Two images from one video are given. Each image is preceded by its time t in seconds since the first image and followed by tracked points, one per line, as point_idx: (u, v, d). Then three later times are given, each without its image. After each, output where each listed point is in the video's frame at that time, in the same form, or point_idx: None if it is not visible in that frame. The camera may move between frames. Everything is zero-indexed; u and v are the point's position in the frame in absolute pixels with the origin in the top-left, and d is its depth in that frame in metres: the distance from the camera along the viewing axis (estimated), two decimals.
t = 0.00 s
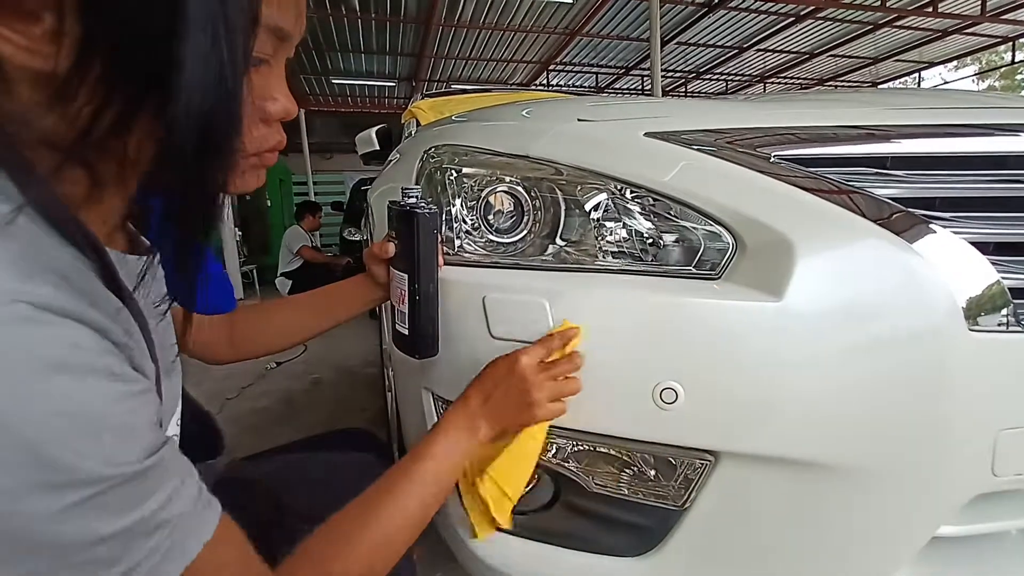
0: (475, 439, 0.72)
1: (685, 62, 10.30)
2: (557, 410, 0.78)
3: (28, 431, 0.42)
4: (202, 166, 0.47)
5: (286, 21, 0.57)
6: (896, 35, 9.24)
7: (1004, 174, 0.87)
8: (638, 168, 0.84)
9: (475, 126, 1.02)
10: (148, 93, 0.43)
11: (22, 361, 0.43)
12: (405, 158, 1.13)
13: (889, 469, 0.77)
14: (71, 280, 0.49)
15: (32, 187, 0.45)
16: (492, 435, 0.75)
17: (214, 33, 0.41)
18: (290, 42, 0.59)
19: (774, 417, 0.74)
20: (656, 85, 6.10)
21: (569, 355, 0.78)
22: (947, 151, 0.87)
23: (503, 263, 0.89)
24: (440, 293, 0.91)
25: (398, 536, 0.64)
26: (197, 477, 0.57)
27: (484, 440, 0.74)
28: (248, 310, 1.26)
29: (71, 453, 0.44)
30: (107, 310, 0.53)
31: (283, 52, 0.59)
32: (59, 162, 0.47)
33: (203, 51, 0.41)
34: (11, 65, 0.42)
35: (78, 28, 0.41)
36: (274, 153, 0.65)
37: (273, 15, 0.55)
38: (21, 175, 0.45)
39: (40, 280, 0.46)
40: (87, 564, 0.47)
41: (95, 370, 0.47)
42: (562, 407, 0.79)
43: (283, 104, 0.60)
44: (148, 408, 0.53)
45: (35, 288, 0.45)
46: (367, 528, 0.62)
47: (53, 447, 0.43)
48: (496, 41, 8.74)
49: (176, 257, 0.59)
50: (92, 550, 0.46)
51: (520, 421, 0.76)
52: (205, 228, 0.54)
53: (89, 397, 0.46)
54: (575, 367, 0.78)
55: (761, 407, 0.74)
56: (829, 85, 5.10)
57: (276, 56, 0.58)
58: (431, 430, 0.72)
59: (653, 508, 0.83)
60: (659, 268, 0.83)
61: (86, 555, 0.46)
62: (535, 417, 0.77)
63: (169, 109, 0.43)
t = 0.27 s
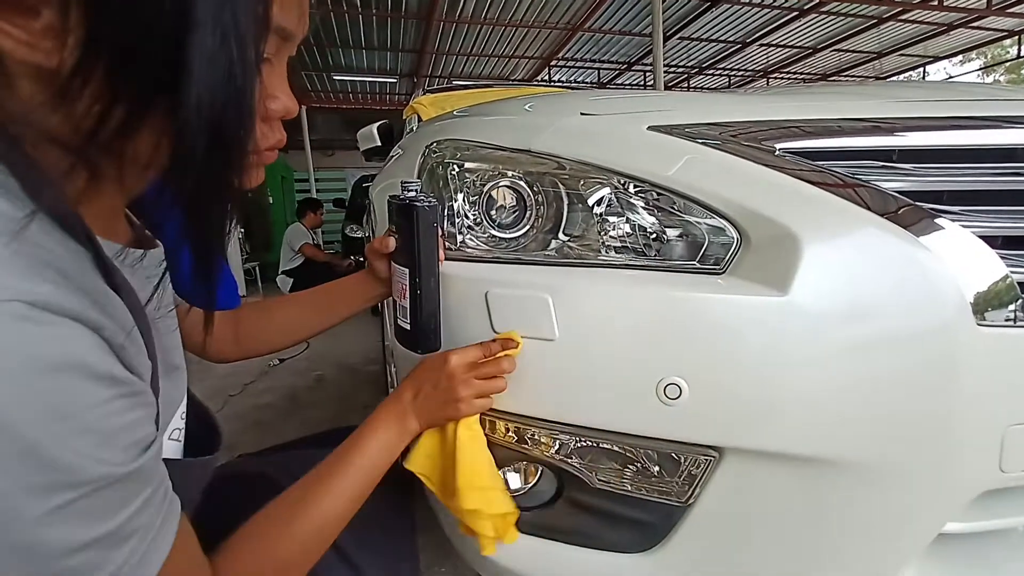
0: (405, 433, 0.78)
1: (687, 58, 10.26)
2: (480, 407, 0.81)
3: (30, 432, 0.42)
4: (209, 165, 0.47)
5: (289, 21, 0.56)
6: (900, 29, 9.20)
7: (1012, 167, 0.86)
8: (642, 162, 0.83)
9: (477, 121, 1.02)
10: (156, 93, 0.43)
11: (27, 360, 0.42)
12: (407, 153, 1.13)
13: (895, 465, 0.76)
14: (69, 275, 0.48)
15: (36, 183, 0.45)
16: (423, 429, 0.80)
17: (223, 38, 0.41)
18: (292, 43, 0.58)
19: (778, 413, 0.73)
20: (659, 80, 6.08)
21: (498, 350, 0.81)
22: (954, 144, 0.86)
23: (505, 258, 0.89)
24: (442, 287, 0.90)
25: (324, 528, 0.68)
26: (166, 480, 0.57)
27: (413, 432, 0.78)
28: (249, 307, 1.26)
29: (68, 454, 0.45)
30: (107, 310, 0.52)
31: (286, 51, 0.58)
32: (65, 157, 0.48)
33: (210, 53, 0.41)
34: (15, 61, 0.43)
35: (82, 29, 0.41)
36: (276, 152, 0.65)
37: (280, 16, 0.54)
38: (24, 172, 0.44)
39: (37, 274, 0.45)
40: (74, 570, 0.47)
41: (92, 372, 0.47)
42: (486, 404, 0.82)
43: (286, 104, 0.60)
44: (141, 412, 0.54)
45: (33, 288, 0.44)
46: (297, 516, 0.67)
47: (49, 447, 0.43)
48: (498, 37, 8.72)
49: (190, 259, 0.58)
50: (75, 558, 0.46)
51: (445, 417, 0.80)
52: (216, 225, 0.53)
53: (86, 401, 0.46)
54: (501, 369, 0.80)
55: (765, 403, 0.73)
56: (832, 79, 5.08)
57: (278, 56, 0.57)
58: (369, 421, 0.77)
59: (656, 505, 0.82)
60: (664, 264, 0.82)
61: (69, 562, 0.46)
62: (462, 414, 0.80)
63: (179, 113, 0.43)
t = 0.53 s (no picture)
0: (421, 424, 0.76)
1: (688, 55, 10.25)
2: (503, 413, 0.80)
3: (30, 419, 0.43)
4: (199, 170, 0.48)
5: (282, 27, 0.56)
6: (901, 27, 9.18)
7: (1014, 165, 0.86)
8: (642, 159, 0.83)
9: (478, 118, 1.01)
10: (144, 104, 0.43)
11: (16, 351, 0.43)
12: (407, 150, 1.13)
13: (895, 463, 0.76)
14: (61, 275, 0.48)
15: (26, 182, 0.46)
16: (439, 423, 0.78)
17: (213, 46, 0.42)
18: (285, 47, 0.58)
19: (779, 411, 0.73)
20: (660, 78, 6.07)
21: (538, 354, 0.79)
22: (956, 141, 0.86)
23: (504, 255, 0.88)
24: (441, 284, 0.90)
25: (343, 504, 0.67)
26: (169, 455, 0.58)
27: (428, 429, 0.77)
28: (248, 306, 1.26)
29: (68, 436, 0.45)
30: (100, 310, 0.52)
31: (279, 54, 0.58)
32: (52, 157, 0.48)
33: (202, 63, 0.42)
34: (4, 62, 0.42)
35: (72, 33, 0.40)
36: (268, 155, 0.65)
37: (273, 23, 0.54)
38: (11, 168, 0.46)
39: (23, 272, 0.45)
40: (85, 548, 0.48)
41: (83, 361, 0.48)
42: (511, 410, 0.81)
43: (277, 106, 0.60)
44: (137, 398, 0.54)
45: (22, 285, 0.45)
46: (329, 484, 0.67)
47: (49, 430, 0.44)
48: (499, 35, 8.71)
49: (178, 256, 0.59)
50: (86, 533, 0.47)
51: (468, 415, 0.79)
52: (206, 225, 0.54)
53: (82, 387, 0.47)
54: (532, 378, 0.79)
55: (766, 400, 0.73)
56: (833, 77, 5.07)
57: (270, 60, 0.57)
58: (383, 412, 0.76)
59: (656, 502, 0.82)
60: (664, 261, 0.82)
61: (79, 538, 0.47)
62: (484, 415, 0.79)
63: (169, 119, 0.43)
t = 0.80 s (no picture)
0: (440, 418, 0.75)
1: (688, 54, 10.24)
2: (523, 410, 0.78)
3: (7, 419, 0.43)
4: (196, 178, 0.48)
5: (278, 38, 0.56)
6: (902, 26, 9.18)
7: (1012, 164, 0.86)
8: (642, 158, 0.83)
9: (477, 117, 1.01)
10: (143, 114, 0.43)
11: None
12: (406, 149, 1.13)
13: (893, 463, 0.76)
14: (49, 277, 0.49)
15: (22, 193, 0.46)
16: (457, 416, 0.77)
17: (211, 55, 0.42)
18: (281, 57, 0.58)
19: (778, 410, 0.73)
20: (660, 77, 6.07)
21: (557, 358, 0.77)
22: (955, 141, 0.86)
23: (503, 254, 0.88)
24: (439, 283, 0.90)
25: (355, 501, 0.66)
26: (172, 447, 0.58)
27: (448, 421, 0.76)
28: (248, 307, 1.26)
29: (48, 433, 0.45)
30: (87, 306, 0.52)
31: (274, 63, 0.58)
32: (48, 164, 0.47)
33: (201, 73, 0.42)
34: None
35: (70, 42, 0.40)
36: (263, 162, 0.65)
37: (270, 32, 0.55)
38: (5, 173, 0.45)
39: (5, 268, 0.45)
40: (76, 540, 0.48)
41: (64, 357, 0.47)
42: (530, 408, 0.79)
43: (271, 113, 0.61)
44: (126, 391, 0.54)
45: None
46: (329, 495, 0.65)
47: (28, 426, 0.44)
48: (499, 33, 8.70)
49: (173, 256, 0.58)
50: (72, 527, 0.47)
51: (485, 410, 0.77)
52: (202, 224, 0.53)
53: (62, 384, 0.47)
54: (553, 374, 0.77)
55: (764, 400, 0.73)
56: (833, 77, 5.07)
57: (266, 68, 0.57)
58: (399, 409, 0.74)
59: (654, 501, 0.82)
60: (663, 260, 0.82)
61: (67, 531, 0.47)
62: (503, 411, 0.77)
63: (168, 127, 0.44)
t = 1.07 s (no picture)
0: (434, 417, 0.74)
1: (687, 57, 10.26)
2: (517, 406, 0.78)
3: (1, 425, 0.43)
4: (201, 189, 0.48)
5: (279, 52, 0.56)
6: (900, 29, 9.20)
7: (1008, 168, 0.86)
8: (640, 162, 0.83)
9: (476, 120, 1.02)
10: (149, 120, 0.43)
11: None
12: (405, 153, 1.13)
13: (891, 465, 0.76)
14: (43, 282, 0.49)
15: (26, 200, 0.46)
16: (452, 416, 0.76)
17: (216, 68, 0.43)
18: (281, 68, 0.59)
19: (776, 413, 0.73)
20: (658, 80, 6.08)
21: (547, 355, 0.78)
22: (952, 145, 0.86)
23: (502, 257, 0.89)
24: (437, 286, 0.90)
25: (353, 503, 0.66)
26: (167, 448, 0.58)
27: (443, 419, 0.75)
28: (247, 311, 1.26)
29: (41, 437, 0.45)
30: (82, 316, 0.52)
31: (274, 76, 0.59)
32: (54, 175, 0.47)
33: (206, 86, 0.43)
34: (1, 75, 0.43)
35: (74, 52, 0.41)
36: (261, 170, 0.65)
37: (272, 46, 0.55)
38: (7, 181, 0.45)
39: None
40: (71, 543, 0.48)
41: (57, 363, 0.47)
42: (523, 404, 0.79)
43: (270, 124, 0.61)
44: (120, 398, 0.54)
45: None
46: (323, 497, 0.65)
47: (20, 432, 0.44)
48: (498, 36, 8.72)
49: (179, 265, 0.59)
50: (64, 530, 0.47)
51: (480, 407, 0.77)
52: (205, 230, 0.54)
53: (56, 390, 0.47)
54: (548, 368, 0.78)
55: (762, 402, 0.73)
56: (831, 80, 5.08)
57: (266, 81, 0.58)
58: (393, 412, 0.74)
59: (653, 504, 0.82)
60: (661, 263, 0.82)
61: (59, 535, 0.47)
62: (497, 407, 0.77)
63: (172, 139, 0.44)
